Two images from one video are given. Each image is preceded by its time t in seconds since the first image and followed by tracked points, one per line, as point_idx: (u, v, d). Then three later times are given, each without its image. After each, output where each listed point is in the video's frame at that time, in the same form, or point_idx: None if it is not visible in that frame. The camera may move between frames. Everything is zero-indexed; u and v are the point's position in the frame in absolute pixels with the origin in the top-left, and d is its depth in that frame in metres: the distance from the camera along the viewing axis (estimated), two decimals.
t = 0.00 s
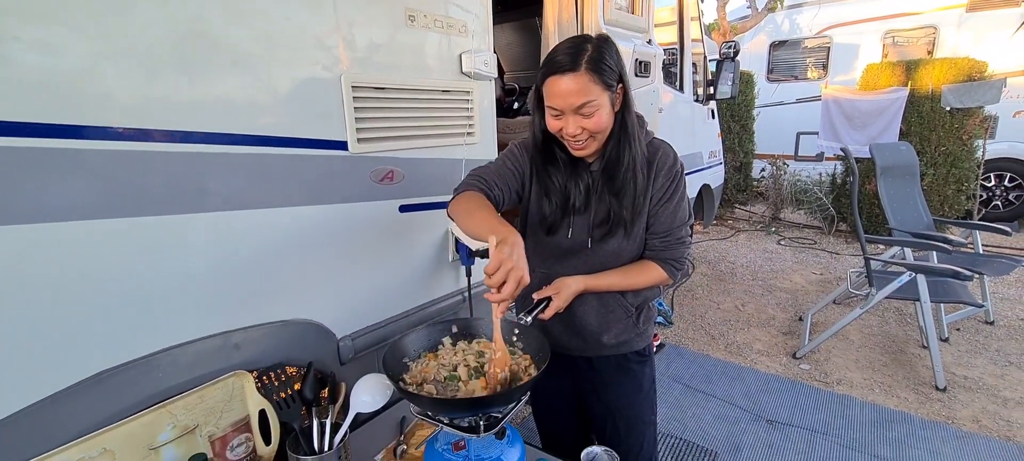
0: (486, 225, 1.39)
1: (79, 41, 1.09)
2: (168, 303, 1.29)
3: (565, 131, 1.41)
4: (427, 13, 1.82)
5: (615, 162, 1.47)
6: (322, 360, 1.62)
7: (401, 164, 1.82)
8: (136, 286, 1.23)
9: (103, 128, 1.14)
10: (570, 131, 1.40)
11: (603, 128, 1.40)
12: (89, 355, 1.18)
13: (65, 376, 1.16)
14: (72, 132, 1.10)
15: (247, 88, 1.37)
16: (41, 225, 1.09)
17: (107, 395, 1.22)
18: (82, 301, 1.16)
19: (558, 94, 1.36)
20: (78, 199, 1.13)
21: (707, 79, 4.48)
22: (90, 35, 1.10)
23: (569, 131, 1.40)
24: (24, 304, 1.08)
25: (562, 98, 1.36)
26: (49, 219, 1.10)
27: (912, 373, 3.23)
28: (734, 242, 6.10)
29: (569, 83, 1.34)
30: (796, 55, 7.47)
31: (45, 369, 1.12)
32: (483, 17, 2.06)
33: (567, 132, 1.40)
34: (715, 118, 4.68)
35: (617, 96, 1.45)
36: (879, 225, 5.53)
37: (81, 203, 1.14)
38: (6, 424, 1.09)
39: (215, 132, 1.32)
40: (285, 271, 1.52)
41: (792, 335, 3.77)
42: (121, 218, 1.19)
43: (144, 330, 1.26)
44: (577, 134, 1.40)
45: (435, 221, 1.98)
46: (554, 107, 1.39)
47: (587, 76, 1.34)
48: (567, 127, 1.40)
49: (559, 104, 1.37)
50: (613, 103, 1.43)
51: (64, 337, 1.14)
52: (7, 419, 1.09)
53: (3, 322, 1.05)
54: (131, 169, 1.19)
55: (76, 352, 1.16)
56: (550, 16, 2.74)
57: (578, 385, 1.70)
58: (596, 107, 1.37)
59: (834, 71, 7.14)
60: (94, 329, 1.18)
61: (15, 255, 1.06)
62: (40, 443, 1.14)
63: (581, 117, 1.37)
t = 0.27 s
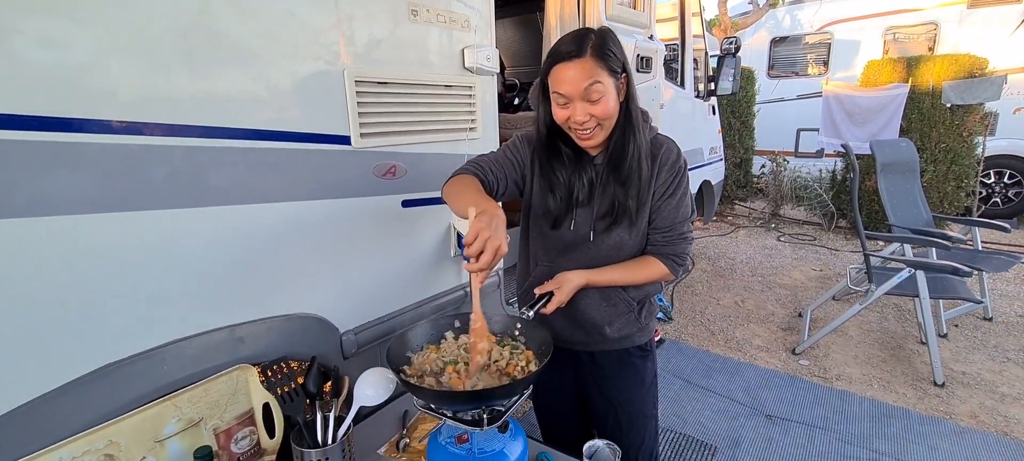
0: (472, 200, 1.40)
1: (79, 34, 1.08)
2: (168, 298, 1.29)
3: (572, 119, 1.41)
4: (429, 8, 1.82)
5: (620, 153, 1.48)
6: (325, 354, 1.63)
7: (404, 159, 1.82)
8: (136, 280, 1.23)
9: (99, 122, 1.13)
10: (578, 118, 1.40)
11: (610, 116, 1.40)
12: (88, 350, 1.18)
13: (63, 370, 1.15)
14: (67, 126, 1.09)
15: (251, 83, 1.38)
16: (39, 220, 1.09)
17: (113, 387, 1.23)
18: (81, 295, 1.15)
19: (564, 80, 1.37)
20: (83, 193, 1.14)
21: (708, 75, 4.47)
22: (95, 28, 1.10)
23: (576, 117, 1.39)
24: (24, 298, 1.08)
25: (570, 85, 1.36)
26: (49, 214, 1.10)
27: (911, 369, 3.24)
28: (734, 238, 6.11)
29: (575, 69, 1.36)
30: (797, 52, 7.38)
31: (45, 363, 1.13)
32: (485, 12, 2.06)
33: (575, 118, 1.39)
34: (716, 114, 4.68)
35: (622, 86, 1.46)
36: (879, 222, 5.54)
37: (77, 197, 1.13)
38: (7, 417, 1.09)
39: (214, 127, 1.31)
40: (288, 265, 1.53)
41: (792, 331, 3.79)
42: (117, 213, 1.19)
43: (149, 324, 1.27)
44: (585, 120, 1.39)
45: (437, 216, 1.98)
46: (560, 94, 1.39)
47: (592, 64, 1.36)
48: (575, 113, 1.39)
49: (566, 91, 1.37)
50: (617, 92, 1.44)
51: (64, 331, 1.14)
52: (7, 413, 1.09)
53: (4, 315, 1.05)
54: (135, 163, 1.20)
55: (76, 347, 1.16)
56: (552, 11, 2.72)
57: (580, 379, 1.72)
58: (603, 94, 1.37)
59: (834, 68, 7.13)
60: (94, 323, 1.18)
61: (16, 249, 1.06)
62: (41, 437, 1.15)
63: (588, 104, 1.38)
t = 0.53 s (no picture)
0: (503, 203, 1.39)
1: (82, 32, 1.09)
2: (171, 295, 1.30)
3: (569, 110, 1.43)
4: (431, 5, 1.82)
5: (618, 145, 1.48)
6: (327, 352, 1.64)
7: (405, 157, 1.82)
8: (138, 277, 1.23)
9: (99, 120, 1.13)
10: (575, 107, 1.42)
11: (607, 104, 1.42)
12: (92, 347, 1.19)
13: (67, 368, 1.16)
14: (68, 124, 1.09)
15: (253, 81, 1.38)
16: (43, 218, 1.09)
17: (115, 385, 1.23)
18: (84, 293, 1.16)
19: (559, 70, 1.40)
20: (85, 191, 1.14)
21: (709, 73, 4.47)
22: (96, 26, 1.10)
23: (575, 105, 1.41)
24: (29, 295, 1.09)
25: (565, 74, 1.40)
26: (51, 212, 1.10)
27: (911, 366, 3.25)
28: (734, 236, 6.12)
29: (568, 58, 1.40)
30: (798, 49, 7.35)
31: (49, 360, 1.13)
32: (487, 10, 2.05)
33: (573, 106, 1.41)
34: (717, 112, 4.67)
35: (617, 78, 1.48)
36: (879, 219, 5.54)
37: (78, 195, 1.13)
38: (13, 414, 1.10)
39: (216, 125, 1.32)
40: (290, 263, 1.53)
41: (792, 329, 3.79)
42: (118, 211, 1.19)
43: (152, 321, 1.27)
44: (583, 107, 1.41)
45: (439, 214, 1.99)
46: (556, 84, 1.42)
47: (585, 55, 1.40)
48: (572, 102, 1.41)
49: (561, 80, 1.40)
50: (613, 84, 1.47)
51: (66, 329, 1.14)
52: (13, 410, 1.10)
53: (9, 312, 1.06)
54: (137, 161, 1.20)
55: (80, 344, 1.17)
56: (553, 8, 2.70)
57: (581, 377, 1.72)
58: (598, 82, 1.40)
59: (836, 65, 7.12)
60: (98, 320, 1.19)
61: (21, 247, 1.06)
62: (45, 434, 1.15)
63: (584, 92, 1.40)
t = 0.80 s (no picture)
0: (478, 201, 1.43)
1: (85, 31, 1.09)
2: (174, 293, 1.30)
3: (572, 109, 1.43)
4: (433, 4, 1.82)
5: (622, 142, 1.49)
6: (329, 350, 1.65)
7: (407, 155, 1.82)
8: (141, 275, 1.24)
9: (101, 118, 1.13)
10: (577, 107, 1.42)
11: (610, 101, 1.42)
12: (95, 345, 1.19)
13: (70, 366, 1.16)
14: (70, 123, 1.09)
15: (255, 79, 1.38)
16: (47, 216, 1.10)
17: (119, 383, 1.24)
18: (87, 291, 1.16)
19: (561, 71, 1.40)
20: (87, 188, 1.14)
21: (711, 71, 4.46)
22: (100, 24, 1.10)
23: (578, 105, 1.41)
24: (32, 294, 1.09)
25: (567, 75, 1.39)
26: (55, 209, 1.11)
27: (912, 365, 3.25)
28: (735, 234, 6.11)
29: (570, 58, 1.40)
30: (800, 46, 7.40)
31: (53, 358, 1.14)
32: (489, 8, 2.05)
33: (576, 106, 1.41)
34: (718, 110, 4.66)
35: (618, 75, 1.48)
36: (881, 218, 5.54)
37: (80, 193, 1.14)
38: (17, 411, 1.10)
39: (218, 123, 1.32)
40: (293, 261, 1.54)
41: (793, 327, 3.80)
42: (120, 209, 1.19)
43: (155, 319, 1.28)
44: (586, 106, 1.41)
45: (441, 212, 1.99)
46: (558, 85, 1.42)
47: (586, 53, 1.40)
48: (575, 102, 1.41)
49: (563, 80, 1.41)
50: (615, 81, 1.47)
51: (70, 327, 1.15)
52: (17, 408, 1.10)
53: (13, 310, 1.07)
54: (140, 160, 1.20)
55: (83, 342, 1.17)
56: (556, 6, 2.70)
57: (583, 375, 1.73)
58: (600, 81, 1.40)
59: (838, 63, 7.10)
60: (101, 318, 1.19)
61: (24, 245, 1.07)
62: (50, 431, 1.16)
63: (587, 91, 1.40)
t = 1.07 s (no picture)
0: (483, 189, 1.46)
1: (87, 30, 1.09)
2: (177, 292, 1.30)
3: (570, 118, 1.43)
4: (435, 2, 1.82)
5: (623, 144, 1.48)
6: (331, 349, 1.65)
7: (410, 154, 1.82)
8: (143, 275, 1.24)
9: (103, 118, 1.13)
10: (574, 119, 1.42)
11: (607, 109, 1.42)
12: (98, 344, 1.19)
13: (73, 365, 1.16)
14: (72, 122, 1.09)
15: (258, 79, 1.38)
16: (49, 216, 1.10)
17: (122, 383, 1.24)
18: (90, 291, 1.16)
19: (556, 84, 1.39)
20: (90, 188, 1.14)
21: (713, 69, 4.45)
22: (103, 24, 1.10)
23: (575, 119, 1.42)
24: (36, 293, 1.09)
25: (562, 88, 1.38)
26: (58, 209, 1.11)
27: (914, 364, 3.24)
28: (737, 233, 6.10)
29: (564, 70, 1.37)
30: (801, 45, 7.41)
31: (56, 358, 1.14)
32: (491, 7, 2.05)
33: (573, 119, 1.42)
34: (720, 109, 4.65)
35: (617, 76, 1.46)
36: (883, 217, 5.53)
37: (82, 193, 1.13)
38: (20, 411, 1.11)
39: (221, 123, 1.31)
40: (295, 261, 1.54)
41: (795, 326, 3.79)
42: (122, 208, 1.19)
43: (158, 318, 1.28)
44: (583, 118, 1.41)
45: (443, 211, 1.99)
46: (554, 98, 1.42)
47: (583, 61, 1.37)
48: (572, 115, 1.42)
49: (559, 94, 1.40)
50: (614, 85, 1.45)
51: (74, 326, 1.15)
52: (20, 407, 1.11)
53: (16, 310, 1.07)
54: (142, 160, 1.20)
55: (85, 341, 1.17)
56: (557, 5, 2.66)
57: (585, 374, 1.73)
58: (596, 91, 1.39)
59: (840, 62, 7.07)
60: (103, 317, 1.19)
61: (27, 245, 1.07)
62: (53, 431, 1.16)
63: (583, 102, 1.39)
